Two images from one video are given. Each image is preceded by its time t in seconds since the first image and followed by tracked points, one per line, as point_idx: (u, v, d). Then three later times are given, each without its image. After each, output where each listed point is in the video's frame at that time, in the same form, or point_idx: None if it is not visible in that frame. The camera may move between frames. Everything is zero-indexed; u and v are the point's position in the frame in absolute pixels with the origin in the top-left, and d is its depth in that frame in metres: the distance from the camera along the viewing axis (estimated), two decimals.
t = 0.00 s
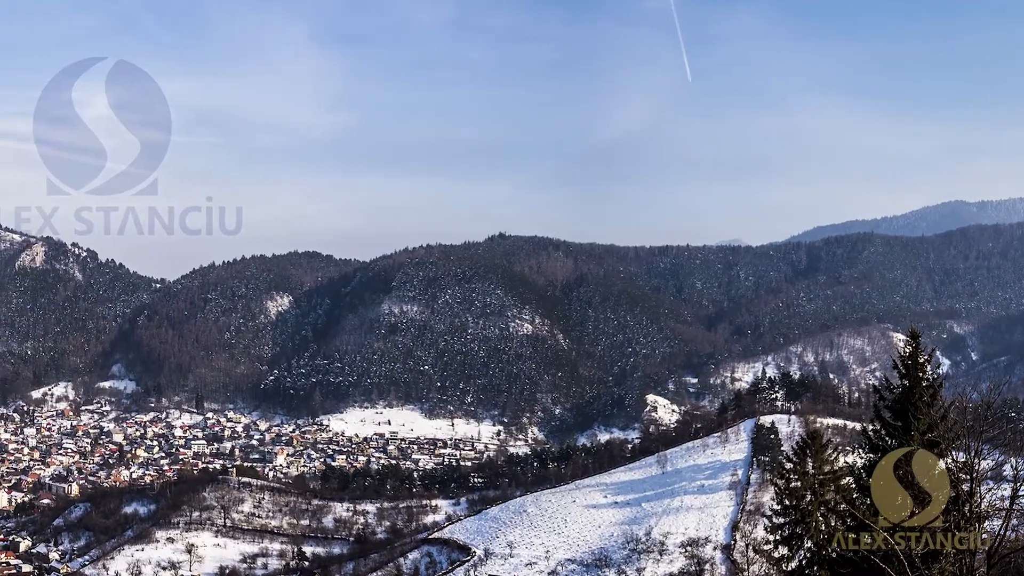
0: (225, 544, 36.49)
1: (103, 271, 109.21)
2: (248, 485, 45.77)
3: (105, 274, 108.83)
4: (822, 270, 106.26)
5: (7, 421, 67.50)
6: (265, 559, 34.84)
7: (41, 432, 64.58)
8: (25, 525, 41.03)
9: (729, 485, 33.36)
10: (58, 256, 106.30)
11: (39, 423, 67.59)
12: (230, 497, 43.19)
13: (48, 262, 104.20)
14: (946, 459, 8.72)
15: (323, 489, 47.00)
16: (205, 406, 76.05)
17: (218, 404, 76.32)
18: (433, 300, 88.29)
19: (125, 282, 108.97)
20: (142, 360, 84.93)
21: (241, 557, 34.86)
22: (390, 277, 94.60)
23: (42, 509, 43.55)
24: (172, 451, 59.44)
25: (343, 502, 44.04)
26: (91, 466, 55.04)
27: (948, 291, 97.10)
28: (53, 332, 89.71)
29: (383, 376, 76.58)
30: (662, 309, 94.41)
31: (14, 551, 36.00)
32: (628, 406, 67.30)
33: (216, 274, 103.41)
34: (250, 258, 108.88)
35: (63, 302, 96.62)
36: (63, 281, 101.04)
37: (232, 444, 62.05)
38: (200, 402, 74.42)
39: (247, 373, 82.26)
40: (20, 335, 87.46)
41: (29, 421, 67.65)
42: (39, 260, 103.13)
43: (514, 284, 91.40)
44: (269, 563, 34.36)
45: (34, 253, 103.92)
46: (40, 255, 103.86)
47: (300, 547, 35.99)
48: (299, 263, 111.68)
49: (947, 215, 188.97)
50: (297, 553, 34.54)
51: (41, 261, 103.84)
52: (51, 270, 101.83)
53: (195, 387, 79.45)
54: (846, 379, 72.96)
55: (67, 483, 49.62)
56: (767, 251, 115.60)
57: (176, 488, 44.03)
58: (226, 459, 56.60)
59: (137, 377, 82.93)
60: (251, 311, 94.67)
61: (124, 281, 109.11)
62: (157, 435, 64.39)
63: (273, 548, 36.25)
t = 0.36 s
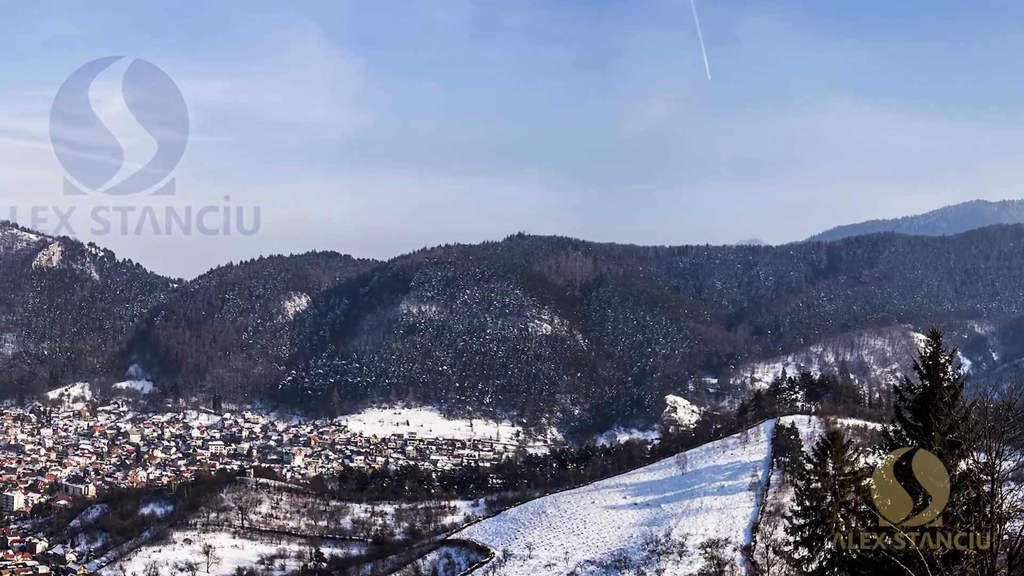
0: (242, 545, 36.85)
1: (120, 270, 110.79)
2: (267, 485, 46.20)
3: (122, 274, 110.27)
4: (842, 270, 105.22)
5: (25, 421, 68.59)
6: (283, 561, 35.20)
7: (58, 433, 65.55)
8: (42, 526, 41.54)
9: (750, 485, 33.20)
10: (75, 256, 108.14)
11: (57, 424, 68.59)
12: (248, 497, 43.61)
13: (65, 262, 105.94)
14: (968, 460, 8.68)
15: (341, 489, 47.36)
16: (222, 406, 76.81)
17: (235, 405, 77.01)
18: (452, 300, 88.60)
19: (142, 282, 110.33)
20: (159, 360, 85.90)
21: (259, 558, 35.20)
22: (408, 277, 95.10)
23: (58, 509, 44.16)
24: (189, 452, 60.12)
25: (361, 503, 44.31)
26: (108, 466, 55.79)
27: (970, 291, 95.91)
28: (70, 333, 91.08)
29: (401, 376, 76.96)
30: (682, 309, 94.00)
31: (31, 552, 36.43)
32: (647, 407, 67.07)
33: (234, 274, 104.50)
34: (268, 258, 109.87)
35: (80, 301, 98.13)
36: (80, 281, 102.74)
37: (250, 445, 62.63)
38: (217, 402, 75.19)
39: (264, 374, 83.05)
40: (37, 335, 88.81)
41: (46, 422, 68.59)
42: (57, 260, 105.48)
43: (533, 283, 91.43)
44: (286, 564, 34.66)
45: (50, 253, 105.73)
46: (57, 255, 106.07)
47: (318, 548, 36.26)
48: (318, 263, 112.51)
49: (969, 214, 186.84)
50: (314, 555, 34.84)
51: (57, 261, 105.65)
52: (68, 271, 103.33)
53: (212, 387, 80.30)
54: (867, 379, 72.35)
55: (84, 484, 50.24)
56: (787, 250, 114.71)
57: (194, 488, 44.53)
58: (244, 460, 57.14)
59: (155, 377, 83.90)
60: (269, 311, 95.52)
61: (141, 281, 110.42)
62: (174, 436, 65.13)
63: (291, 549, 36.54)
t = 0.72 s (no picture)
0: (260, 546, 37.21)
1: (137, 270, 112.30)
2: (285, 486, 46.57)
3: (139, 274, 111.72)
4: (863, 269, 104.14)
5: (41, 422, 69.74)
6: (301, 562, 35.54)
7: (75, 433, 66.53)
8: (59, 527, 42.07)
9: (770, 486, 33.02)
10: (92, 256, 109.98)
11: (73, 424, 69.71)
12: (266, 498, 43.98)
13: (81, 262, 107.83)
14: (990, 462, 8.66)
15: (360, 490, 47.70)
16: (240, 406, 77.62)
17: (253, 406, 77.69)
18: (471, 300, 88.87)
19: (159, 282, 111.67)
20: (176, 361, 86.92)
21: (276, 559, 35.52)
22: (426, 277, 95.53)
23: (76, 510, 44.75)
24: (206, 452, 60.79)
25: (380, 504, 44.57)
26: (126, 467, 56.58)
27: (990, 291, 94.81)
28: (86, 333, 92.53)
29: (419, 377, 77.29)
30: (701, 309, 93.59)
31: (48, 554, 36.91)
32: (667, 408, 66.82)
33: (251, 274, 105.56)
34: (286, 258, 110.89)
35: (97, 302, 99.66)
36: (97, 281, 104.32)
37: (268, 445, 63.19)
38: (234, 402, 75.97)
39: (282, 374, 83.81)
40: (54, 335, 90.37)
41: (62, 424, 69.64)
42: (73, 260, 107.38)
43: (552, 283, 91.41)
44: (304, 565, 34.93)
45: (67, 253, 107.65)
46: (74, 255, 107.88)
47: (336, 549, 36.59)
48: (336, 263, 113.29)
49: (991, 213, 184.69)
50: (331, 556, 35.14)
51: (73, 261, 107.51)
52: (84, 271, 105.27)
53: (230, 387, 81.12)
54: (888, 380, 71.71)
55: (101, 484, 50.91)
56: (807, 250, 113.73)
57: (212, 489, 44.97)
58: (261, 461, 57.66)
59: (172, 378, 84.84)
60: (287, 312, 96.34)
61: (157, 281, 111.74)
62: (192, 437, 65.85)
63: (309, 550, 36.83)
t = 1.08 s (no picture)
0: (278, 547, 37.60)
1: (153, 271, 113.58)
2: (303, 487, 47.00)
3: (157, 274, 113.07)
4: (884, 269, 103.11)
5: (58, 422, 70.87)
6: (319, 563, 35.85)
7: (91, 434, 67.54)
8: (75, 528, 42.56)
9: (790, 487, 32.85)
10: (109, 256, 111.72)
11: (90, 425, 70.79)
12: (283, 499, 44.39)
13: (99, 261, 109.56)
14: (1011, 462, 8.62)
15: (378, 491, 48.05)
16: (258, 406, 78.39)
17: (270, 407, 78.38)
18: (489, 300, 89.13)
19: (176, 282, 112.97)
20: (194, 361, 87.81)
21: (294, 560, 35.86)
22: (444, 277, 95.86)
23: (93, 510, 45.31)
24: (223, 453, 61.41)
25: (398, 505, 44.85)
26: (143, 468, 57.35)
27: (1013, 291, 93.55)
28: (103, 333, 93.75)
29: (437, 378, 77.63)
30: (721, 309, 93.08)
31: (66, 555, 37.38)
32: (687, 408, 66.52)
33: (269, 274, 106.58)
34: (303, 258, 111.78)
35: (114, 301, 101.09)
36: (114, 281, 105.73)
37: (286, 446, 63.78)
38: (252, 403, 76.70)
39: (299, 375, 84.48)
40: (71, 335, 91.94)
41: (78, 424, 70.68)
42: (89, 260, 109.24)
43: (571, 283, 91.31)
44: (322, 567, 35.23)
45: (83, 253, 109.37)
46: (91, 255, 110.24)
47: (353, 551, 36.87)
48: (354, 263, 114.10)
49: (1015, 212, 182.27)
50: (348, 558, 35.42)
51: (90, 260, 109.10)
52: (101, 270, 106.80)
53: (247, 387, 81.92)
54: (909, 380, 70.98)
55: (119, 485, 51.59)
56: (827, 250, 112.78)
57: (229, 490, 45.39)
58: (278, 462, 58.19)
59: (190, 378, 85.81)
60: (305, 312, 97.12)
61: (175, 281, 113.04)
62: (209, 438, 66.67)
63: (327, 552, 37.14)
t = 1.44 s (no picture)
0: (296, 549, 37.97)
1: (171, 270, 114.86)
2: (321, 488, 47.41)
3: (174, 274, 114.29)
4: (904, 269, 102.01)
5: (75, 424, 71.92)
6: (336, 564, 36.16)
7: (108, 435, 68.53)
8: (92, 529, 43.16)
9: (810, 488, 32.67)
10: (127, 256, 113.15)
11: (106, 426, 71.80)
12: (300, 500, 44.78)
13: (115, 261, 111.00)
14: None
15: (395, 492, 48.37)
16: (275, 406, 79.12)
17: (288, 407, 79.07)
18: (507, 300, 89.26)
19: (193, 281, 114.21)
20: (211, 361, 88.74)
21: (312, 562, 36.19)
22: (463, 277, 96.10)
23: (109, 512, 45.90)
24: (240, 454, 62.00)
25: (416, 506, 45.14)
26: (159, 469, 58.06)
27: None
28: (120, 333, 95.02)
29: (456, 377, 77.94)
30: (741, 309, 92.53)
31: (82, 556, 37.98)
32: (706, 408, 66.25)
33: (286, 274, 107.50)
34: (320, 258, 112.57)
35: (130, 301, 102.34)
36: (130, 281, 107.03)
37: (303, 447, 64.32)
38: (269, 403, 77.45)
39: (317, 375, 85.17)
40: (88, 335, 93.40)
41: (96, 425, 71.77)
42: (106, 260, 110.60)
43: (590, 283, 91.20)
44: (341, 568, 35.54)
45: (101, 253, 110.81)
46: (108, 254, 111.61)
47: (371, 552, 37.16)
48: (372, 263, 114.77)
49: None
50: (366, 560, 35.70)
51: (107, 260, 110.52)
52: (117, 270, 108.17)
53: (264, 388, 82.65)
54: (930, 380, 70.20)
55: (135, 487, 52.24)
56: (847, 250, 111.76)
57: (246, 491, 45.85)
58: (295, 463, 58.75)
59: (206, 378, 86.71)
60: (323, 312, 97.82)
61: (192, 280, 114.26)
62: (226, 438, 67.41)
63: (345, 553, 37.46)
